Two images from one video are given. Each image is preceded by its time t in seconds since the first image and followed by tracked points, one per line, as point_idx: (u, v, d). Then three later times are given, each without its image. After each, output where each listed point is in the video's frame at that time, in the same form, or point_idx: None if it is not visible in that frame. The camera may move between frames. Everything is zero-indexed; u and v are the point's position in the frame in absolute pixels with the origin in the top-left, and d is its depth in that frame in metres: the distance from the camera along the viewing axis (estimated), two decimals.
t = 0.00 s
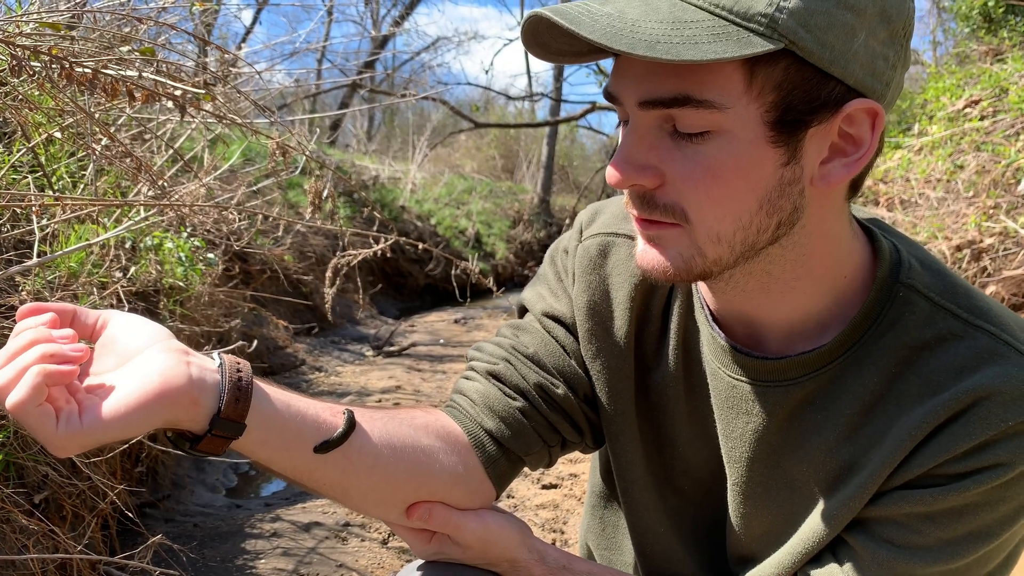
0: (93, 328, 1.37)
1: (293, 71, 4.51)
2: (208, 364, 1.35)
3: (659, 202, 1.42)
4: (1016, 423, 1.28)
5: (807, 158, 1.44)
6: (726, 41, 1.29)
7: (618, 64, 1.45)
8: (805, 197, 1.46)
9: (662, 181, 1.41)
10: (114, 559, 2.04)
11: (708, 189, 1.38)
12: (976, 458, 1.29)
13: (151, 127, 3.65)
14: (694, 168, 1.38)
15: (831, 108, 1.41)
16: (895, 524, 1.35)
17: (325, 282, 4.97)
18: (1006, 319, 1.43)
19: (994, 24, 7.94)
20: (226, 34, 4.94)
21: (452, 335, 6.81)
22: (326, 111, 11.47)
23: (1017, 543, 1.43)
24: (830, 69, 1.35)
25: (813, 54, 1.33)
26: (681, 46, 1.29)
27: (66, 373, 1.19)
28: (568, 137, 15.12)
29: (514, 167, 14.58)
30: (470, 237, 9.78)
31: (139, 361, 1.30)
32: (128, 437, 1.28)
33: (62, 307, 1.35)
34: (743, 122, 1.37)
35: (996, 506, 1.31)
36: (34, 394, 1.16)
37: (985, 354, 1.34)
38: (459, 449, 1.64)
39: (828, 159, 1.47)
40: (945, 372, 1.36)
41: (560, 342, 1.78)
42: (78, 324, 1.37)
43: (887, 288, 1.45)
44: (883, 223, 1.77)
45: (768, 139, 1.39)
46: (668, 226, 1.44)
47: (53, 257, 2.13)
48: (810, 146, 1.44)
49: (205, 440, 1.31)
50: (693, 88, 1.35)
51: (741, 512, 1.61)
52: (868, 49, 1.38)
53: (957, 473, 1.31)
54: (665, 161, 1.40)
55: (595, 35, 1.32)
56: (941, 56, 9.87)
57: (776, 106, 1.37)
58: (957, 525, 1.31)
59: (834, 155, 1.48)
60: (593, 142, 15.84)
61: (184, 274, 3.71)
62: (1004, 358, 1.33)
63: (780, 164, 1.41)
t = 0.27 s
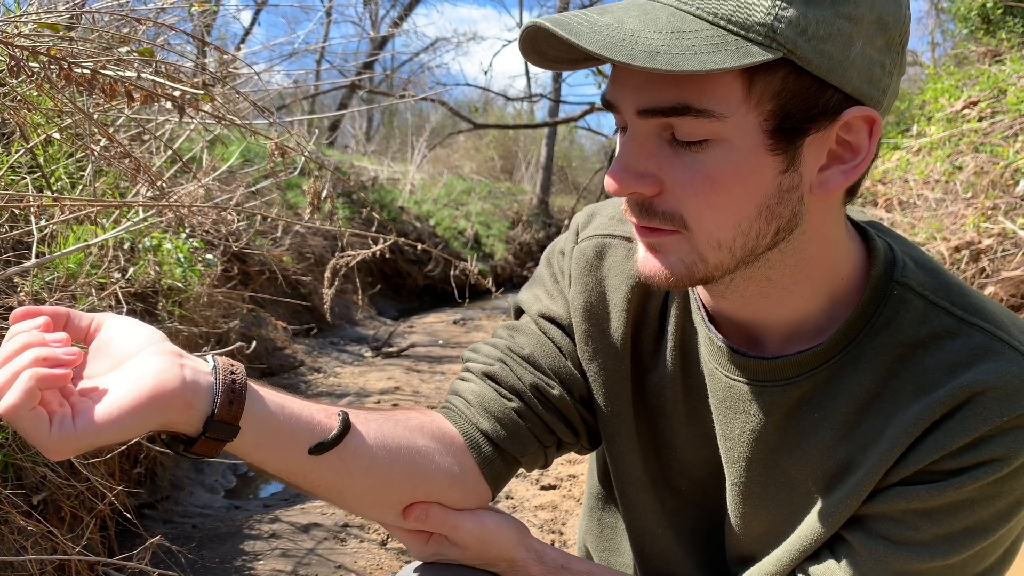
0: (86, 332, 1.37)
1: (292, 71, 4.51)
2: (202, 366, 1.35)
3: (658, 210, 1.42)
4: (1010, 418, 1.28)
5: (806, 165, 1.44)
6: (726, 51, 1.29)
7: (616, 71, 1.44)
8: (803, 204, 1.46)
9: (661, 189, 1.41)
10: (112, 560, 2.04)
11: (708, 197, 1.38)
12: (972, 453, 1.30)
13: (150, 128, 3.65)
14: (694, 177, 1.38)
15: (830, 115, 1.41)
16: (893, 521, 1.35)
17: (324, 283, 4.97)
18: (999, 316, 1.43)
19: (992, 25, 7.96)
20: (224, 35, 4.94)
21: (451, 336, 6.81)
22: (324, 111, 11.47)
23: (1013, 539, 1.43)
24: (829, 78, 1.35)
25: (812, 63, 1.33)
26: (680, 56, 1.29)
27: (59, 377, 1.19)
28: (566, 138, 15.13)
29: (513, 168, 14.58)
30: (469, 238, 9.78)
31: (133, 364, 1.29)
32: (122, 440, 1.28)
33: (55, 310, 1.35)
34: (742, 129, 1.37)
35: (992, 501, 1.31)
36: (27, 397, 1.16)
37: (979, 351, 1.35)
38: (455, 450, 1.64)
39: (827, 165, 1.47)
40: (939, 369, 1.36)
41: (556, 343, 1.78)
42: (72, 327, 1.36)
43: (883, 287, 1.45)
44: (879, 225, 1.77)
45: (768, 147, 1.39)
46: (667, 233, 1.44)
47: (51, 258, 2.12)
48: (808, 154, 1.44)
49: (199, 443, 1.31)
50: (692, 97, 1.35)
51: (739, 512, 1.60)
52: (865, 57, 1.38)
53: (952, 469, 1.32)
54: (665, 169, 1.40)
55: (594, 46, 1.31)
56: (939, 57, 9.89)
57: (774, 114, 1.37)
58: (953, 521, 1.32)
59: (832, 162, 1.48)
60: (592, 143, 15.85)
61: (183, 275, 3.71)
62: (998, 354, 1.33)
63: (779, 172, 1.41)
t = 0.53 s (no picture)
0: (83, 336, 1.37)
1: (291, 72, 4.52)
2: (200, 371, 1.35)
3: (658, 213, 1.42)
4: (1009, 416, 1.29)
5: (805, 168, 1.45)
6: (726, 55, 1.29)
7: (615, 74, 1.44)
8: (802, 207, 1.47)
9: (661, 193, 1.41)
10: (111, 561, 2.04)
11: (708, 201, 1.38)
12: (971, 451, 1.30)
13: (149, 129, 3.65)
14: (694, 181, 1.38)
15: (829, 119, 1.42)
16: (892, 520, 1.36)
17: (323, 283, 4.97)
18: (995, 315, 1.44)
19: (991, 26, 7.97)
20: (223, 35, 4.95)
21: (450, 336, 6.81)
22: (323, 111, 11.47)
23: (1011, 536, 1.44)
24: (828, 82, 1.36)
25: (812, 67, 1.33)
26: (682, 61, 1.29)
27: (56, 383, 1.19)
28: (566, 138, 15.14)
29: (512, 169, 14.59)
30: (468, 238, 9.78)
31: (130, 369, 1.30)
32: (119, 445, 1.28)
33: (51, 315, 1.35)
34: (741, 133, 1.37)
35: (990, 499, 1.32)
36: (25, 404, 1.16)
37: (977, 349, 1.35)
38: (452, 453, 1.64)
39: (825, 168, 1.48)
40: (937, 369, 1.37)
41: (553, 344, 1.78)
42: (67, 332, 1.36)
43: (880, 288, 1.45)
44: (875, 225, 1.77)
45: (767, 151, 1.39)
46: (667, 236, 1.44)
47: (51, 259, 2.12)
48: (807, 157, 1.44)
49: (197, 448, 1.31)
50: (692, 100, 1.35)
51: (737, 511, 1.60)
52: (863, 61, 1.39)
53: (951, 467, 1.32)
54: (665, 172, 1.40)
55: (596, 49, 1.31)
56: (938, 57, 9.89)
57: (773, 118, 1.37)
58: (952, 519, 1.32)
59: (831, 165, 1.49)
60: (591, 143, 15.85)
61: (182, 275, 3.71)
62: (995, 353, 1.33)
63: (778, 176, 1.41)
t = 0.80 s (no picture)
0: (76, 341, 1.38)
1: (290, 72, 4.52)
2: (193, 374, 1.35)
3: (646, 213, 1.42)
4: (1002, 414, 1.29)
5: (791, 165, 1.45)
6: (708, 53, 1.29)
7: (601, 74, 1.44)
8: (790, 204, 1.47)
9: (649, 192, 1.41)
10: (109, 562, 2.04)
11: (696, 199, 1.38)
12: (965, 450, 1.30)
13: (147, 129, 3.66)
14: (681, 179, 1.38)
15: (814, 115, 1.42)
16: (887, 519, 1.36)
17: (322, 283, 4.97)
18: (989, 313, 1.44)
19: (990, 26, 7.98)
20: (222, 35, 4.95)
21: (450, 336, 6.81)
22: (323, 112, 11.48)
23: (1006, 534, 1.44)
24: (812, 78, 1.36)
25: (794, 64, 1.33)
26: (664, 59, 1.29)
27: (48, 388, 1.19)
28: (565, 138, 15.14)
29: (511, 168, 14.59)
30: (467, 238, 9.78)
31: (122, 373, 1.30)
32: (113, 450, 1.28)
33: (43, 320, 1.35)
34: (726, 131, 1.37)
35: (985, 497, 1.32)
36: (17, 408, 1.16)
37: (969, 347, 1.35)
38: (447, 454, 1.64)
39: (812, 165, 1.47)
40: (930, 367, 1.37)
41: (548, 345, 1.78)
42: (60, 337, 1.37)
43: (872, 286, 1.45)
44: (868, 224, 1.77)
45: (753, 148, 1.39)
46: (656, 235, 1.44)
47: (50, 258, 2.12)
48: (793, 154, 1.44)
49: (192, 451, 1.31)
50: (677, 99, 1.35)
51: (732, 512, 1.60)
52: (847, 58, 1.39)
53: (945, 465, 1.32)
54: (652, 171, 1.40)
55: (578, 49, 1.31)
56: (937, 57, 9.91)
57: (758, 116, 1.37)
58: (947, 518, 1.32)
59: (818, 161, 1.48)
60: (591, 143, 15.86)
61: (181, 275, 3.71)
62: (988, 351, 1.33)
63: (764, 173, 1.41)
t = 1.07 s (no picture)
0: (75, 340, 1.38)
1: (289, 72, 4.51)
2: (192, 374, 1.35)
3: (646, 214, 1.42)
4: (1003, 415, 1.29)
5: (792, 165, 1.45)
6: (709, 55, 1.29)
7: (600, 76, 1.44)
8: (790, 204, 1.47)
9: (649, 194, 1.41)
10: (109, 562, 2.04)
11: (696, 199, 1.38)
12: (966, 451, 1.30)
13: (146, 128, 3.66)
14: (681, 180, 1.38)
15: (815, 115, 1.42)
16: (888, 520, 1.36)
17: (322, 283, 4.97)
18: (990, 313, 1.43)
19: (990, 25, 7.98)
20: (222, 35, 4.95)
21: (449, 336, 6.81)
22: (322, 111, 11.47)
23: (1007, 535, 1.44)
24: (812, 78, 1.36)
25: (795, 64, 1.33)
26: (664, 62, 1.29)
27: (46, 388, 1.19)
28: (564, 137, 15.14)
29: (511, 168, 14.59)
30: (467, 238, 9.78)
31: (122, 373, 1.29)
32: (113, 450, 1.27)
33: (42, 319, 1.35)
34: (727, 132, 1.37)
35: (986, 498, 1.32)
36: (15, 409, 1.16)
37: (971, 348, 1.35)
38: (448, 453, 1.64)
39: (813, 164, 1.47)
40: (930, 367, 1.37)
41: (549, 344, 1.78)
42: (59, 337, 1.37)
43: (873, 286, 1.45)
44: (868, 223, 1.77)
45: (753, 149, 1.39)
46: (655, 237, 1.44)
47: (48, 258, 2.12)
48: (794, 154, 1.44)
49: (192, 452, 1.30)
50: (677, 100, 1.35)
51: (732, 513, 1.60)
52: (847, 57, 1.39)
53: (946, 467, 1.32)
54: (652, 173, 1.39)
55: (578, 53, 1.30)
56: (936, 57, 9.91)
57: (759, 116, 1.37)
58: (948, 519, 1.33)
59: (818, 161, 1.48)
60: (590, 143, 15.86)
61: (180, 274, 3.71)
62: (989, 352, 1.33)
63: (765, 174, 1.41)
